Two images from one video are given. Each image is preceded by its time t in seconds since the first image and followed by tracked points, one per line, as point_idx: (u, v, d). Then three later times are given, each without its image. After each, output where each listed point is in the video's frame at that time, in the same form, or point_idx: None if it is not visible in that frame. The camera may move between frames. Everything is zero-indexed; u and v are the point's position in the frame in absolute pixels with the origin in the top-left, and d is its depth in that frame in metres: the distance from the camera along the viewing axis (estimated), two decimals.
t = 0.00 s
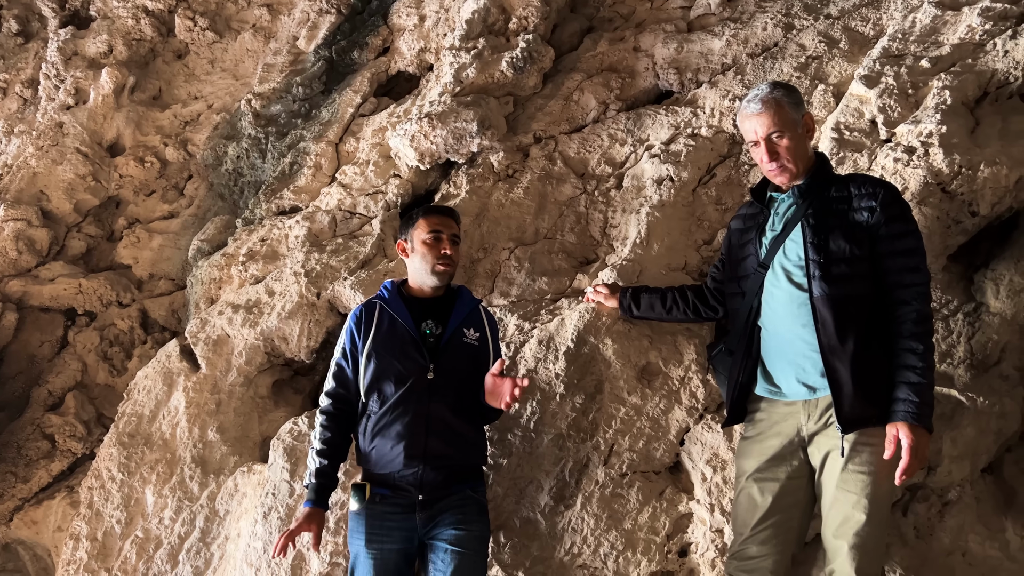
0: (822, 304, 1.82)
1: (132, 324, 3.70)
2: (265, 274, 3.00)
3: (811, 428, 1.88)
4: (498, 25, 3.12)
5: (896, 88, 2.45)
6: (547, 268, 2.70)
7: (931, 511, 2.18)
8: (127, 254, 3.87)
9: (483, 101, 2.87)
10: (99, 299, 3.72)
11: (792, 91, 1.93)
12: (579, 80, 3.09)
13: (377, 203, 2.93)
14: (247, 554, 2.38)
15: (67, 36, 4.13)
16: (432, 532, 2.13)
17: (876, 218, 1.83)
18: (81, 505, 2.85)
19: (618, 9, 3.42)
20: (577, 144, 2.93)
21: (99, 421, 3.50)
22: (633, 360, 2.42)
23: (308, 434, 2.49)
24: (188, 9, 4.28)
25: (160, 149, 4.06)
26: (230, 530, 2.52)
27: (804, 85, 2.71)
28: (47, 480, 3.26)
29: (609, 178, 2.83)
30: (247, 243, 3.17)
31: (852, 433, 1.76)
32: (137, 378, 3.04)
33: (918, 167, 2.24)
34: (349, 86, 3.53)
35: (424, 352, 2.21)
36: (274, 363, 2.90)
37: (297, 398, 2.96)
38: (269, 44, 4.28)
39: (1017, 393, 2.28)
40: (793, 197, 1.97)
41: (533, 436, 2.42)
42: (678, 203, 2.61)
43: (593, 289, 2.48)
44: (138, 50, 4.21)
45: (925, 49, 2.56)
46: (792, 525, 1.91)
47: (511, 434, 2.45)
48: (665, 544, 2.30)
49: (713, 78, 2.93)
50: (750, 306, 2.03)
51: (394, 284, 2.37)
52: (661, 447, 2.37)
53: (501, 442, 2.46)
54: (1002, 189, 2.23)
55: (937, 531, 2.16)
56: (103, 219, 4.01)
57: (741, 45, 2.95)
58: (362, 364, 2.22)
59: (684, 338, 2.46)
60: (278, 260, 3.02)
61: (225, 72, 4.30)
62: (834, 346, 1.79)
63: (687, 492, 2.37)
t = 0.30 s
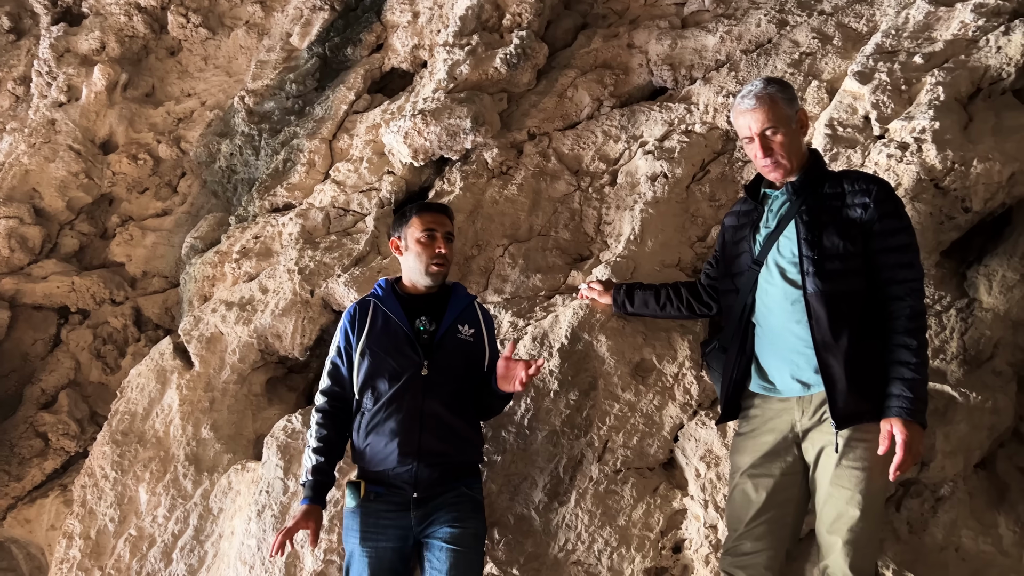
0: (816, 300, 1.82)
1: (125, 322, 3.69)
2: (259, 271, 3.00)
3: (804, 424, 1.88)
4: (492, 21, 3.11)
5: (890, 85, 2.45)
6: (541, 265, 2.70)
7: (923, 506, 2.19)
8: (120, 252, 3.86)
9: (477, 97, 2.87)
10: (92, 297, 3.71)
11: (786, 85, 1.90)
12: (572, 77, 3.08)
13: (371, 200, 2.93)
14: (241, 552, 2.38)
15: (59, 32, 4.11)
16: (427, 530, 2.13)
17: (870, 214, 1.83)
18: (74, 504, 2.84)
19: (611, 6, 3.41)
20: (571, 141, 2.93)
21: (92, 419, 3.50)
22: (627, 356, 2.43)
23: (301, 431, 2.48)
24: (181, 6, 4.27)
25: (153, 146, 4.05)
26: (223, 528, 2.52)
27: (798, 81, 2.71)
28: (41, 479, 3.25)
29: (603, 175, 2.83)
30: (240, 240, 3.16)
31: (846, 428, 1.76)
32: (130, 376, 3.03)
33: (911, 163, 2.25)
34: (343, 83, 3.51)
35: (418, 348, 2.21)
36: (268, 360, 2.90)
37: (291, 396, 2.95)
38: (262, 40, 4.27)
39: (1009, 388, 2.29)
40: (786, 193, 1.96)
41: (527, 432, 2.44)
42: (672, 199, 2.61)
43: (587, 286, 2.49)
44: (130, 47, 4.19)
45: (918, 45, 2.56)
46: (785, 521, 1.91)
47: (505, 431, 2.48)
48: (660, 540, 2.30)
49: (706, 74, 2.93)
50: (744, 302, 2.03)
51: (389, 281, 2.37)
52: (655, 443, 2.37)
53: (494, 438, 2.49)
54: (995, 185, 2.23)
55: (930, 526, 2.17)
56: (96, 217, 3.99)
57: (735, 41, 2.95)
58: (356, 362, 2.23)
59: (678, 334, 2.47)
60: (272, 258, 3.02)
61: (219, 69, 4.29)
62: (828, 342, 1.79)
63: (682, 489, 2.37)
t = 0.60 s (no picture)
0: (807, 296, 1.82)
1: (118, 319, 3.68)
2: (252, 268, 2.98)
3: (796, 420, 1.88)
4: (485, 17, 3.11)
5: (882, 81, 2.45)
6: (534, 262, 2.70)
7: (915, 501, 2.20)
8: (112, 249, 3.86)
9: (470, 93, 2.85)
10: (84, 294, 3.69)
11: (777, 82, 1.92)
12: (566, 73, 3.08)
13: (364, 197, 2.92)
14: (234, 549, 2.39)
15: (50, 28, 4.09)
16: (424, 528, 2.13)
17: (861, 210, 1.83)
18: (67, 501, 2.83)
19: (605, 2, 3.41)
20: (564, 138, 2.92)
21: (84, 417, 3.49)
22: (620, 353, 2.43)
23: (294, 429, 2.49)
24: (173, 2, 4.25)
25: (145, 143, 4.03)
26: (217, 525, 2.53)
27: (791, 78, 2.71)
28: (33, 477, 3.24)
29: (597, 172, 2.82)
30: (233, 237, 3.15)
31: (837, 424, 1.76)
32: (122, 373, 3.02)
33: (904, 159, 2.25)
34: (336, 79, 3.50)
35: (414, 345, 2.20)
36: (261, 357, 2.89)
37: (284, 393, 2.95)
38: (255, 37, 4.25)
39: (1000, 383, 2.30)
40: (778, 190, 1.96)
41: (520, 429, 2.46)
42: (665, 195, 2.61)
43: (580, 283, 2.49)
44: (122, 43, 4.18)
45: (910, 42, 2.56)
46: (777, 516, 1.91)
47: (499, 427, 2.50)
48: (652, 536, 2.32)
49: (700, 71, 2.93)
50: (736, 298, 2.04)
51: (383, 278, 2.36)
52: (648, 440, 2.39)
53: (488, 435, 2.51)
54: (987, 181, 2.24)
55: (921, 521, 2.18)
56: (88, 214, 3.98)
57: (728, 37, 2.94)
58: (352, 360, 2.22)
59: (671, 330, 2.47)
60: (265, 255, 3.01)
61: (211, 65, 4.27)
62: (819, 338, 1.79)
63: (675, 485, 2.38)
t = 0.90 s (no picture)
0: (793, 293, 1.82)
1: (107, 316, 3.66)
2: (242, 264, 2.97)
3: (782, 416, 1.89)
4: (476, 14, 3.10)
5: (872, 78, 2.44)
6: (525, 258, 2.70)
7: (904, 497, 2.21)
8: (101, 246, 3.82)
9: (461, 89, 2.84)
10: (73, 291, 3.67)
11: (763, 78, 1.90)
12: (558, 69, 3.06)
13: (355, 193, 2.91)
14: (224, 546, 2.39)
15: (39, 23, 4.06)
16: (416, 524, 2.14)
17: (846, 206, 1.83)
18: (55, 499, 2.81)
19: None
20: (556, 134, 2.91)
21: (73, 414, 3.48)
22: (611, 349, 2.44)
23: (284, 426, 2.48)
24: None
25: (135, 138, 4.01)
26: (207, 523, 2.52)
27: (782, 74, 2.70)
28: (21, 475, 3.23)
29: (588, 168, 2.82)
30: (223, 233, 3.13)
31: (824, 420, 1.77)
32: (111, 370, 3.00)
33: (894, 156, 2.26)
34: (327, 75, 3.49)
35: (405, 343, 2.20)
36: (251, 354, 2.88)
37: (274, 390, 2.94)
38: (245, 32, 4.23)
39: (989, 379, 2.30)
40: (763, 186, 1.95)
41: (511, 426, 2.46)
42: (656, 192, 2.61)
43: (572, 279, 2.50)
44: (111, 38, 4.15)
45: (901, 38, 2.55)
46: (764, 512, 1.93)
47: (489, 425, 2.49)
48: (643, 532, 2.33)
49: (691, 67, 2.92)
50: (722, 295, 2.03)
51: (374, 274, 2.35)
52: (638, 436, 2.40)
53: (478, 433, 2.50)
54: (976, 178, 2.25)
55: (910, 517, 2.19)
56: (77, 210, 3.96)
57: (720, 34, 2.94)
58: (344, 357, 2.22)
59: (662, 327, 2.48)
60: (255, 251, 2.99)
61: (201, 61, 4.25)
62: (805, 334, 1.79)
63: (666, 482, 2.39)
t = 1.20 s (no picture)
0: (763, 290, 1.83)
1: (92, 312, 3.63)
2: (228, 261, 2.95)
3: (754, 412, 1.90)
4: (465, 10, 3.09)
5: (860, 77, 2.44)
6: (514, 255, 2.69)
7: (890, 494, 2.23)
8: (86, 242, 3.78)
9: (450, 86, 2.82)
10: (57, 286, 3.65)
11: (733, 77, 1.91)
12: (547, 66, 3.05)
13: (343, 189, 2.89)
14: (210, 544, 2.37)
15: (23, 16, 4.02)
16: (402, 522, 2.14)
17: (815, 203, 1.84)
18: (39, 496, 2.79)
19: None
20: (545, 131, 2.90)
21: (57, 411, 3.46)
22: (599, 346, 2.45)
23: (271, 423, 2.47)
24: None
25: (121, 133, 3.99)
26: (192, 520, 2.51)
27: (770, 73, 2.70)
28: (5, 472, 3.20)
29: (577, 166, 2.80)
30: (209, 229, 3.11)
31: (795, 415, 1.78)
32: (96, 367, 2.98)
33: (880, 155, 2.27)
34: (315, 71, 3.47)
35: (391, 338, 2.19)
36: (238, 351, 2.86)
37: (261, 386, 2.92)
38: (233, 27, 4.20)
39: (974, 377, 2.30)
40: (734, 184, 1.97)
41: (499, 423, 2.48)
42: (645, 190, 2.60)
43: (560, 276, 2.50)
44: (97, 32, 4.12)
45: (888, 38, 2.55)
46: (740, 507, 1.93)
47: (477, 421, 2.52)
48: (630, 529, 2.34)
49: (680, 65, 2.92)
50: (696, 293, 2.04)
51: (361, 272, 2.35)
52: (626, 433, 2.40)
53: (467, 430, 2.53)
54: (962, 177, 2.26)
55: (896, 514, 2.21)
56: (62, 205, 3.93)
57: (708, 32, 2.93)
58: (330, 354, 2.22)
59: (650, 324, 2.50)
60: (241, 247, 2.98)
61: (188, 55, 4.22)
62: (775, 331, 1.81)
63: (653, 479, 2.40)
